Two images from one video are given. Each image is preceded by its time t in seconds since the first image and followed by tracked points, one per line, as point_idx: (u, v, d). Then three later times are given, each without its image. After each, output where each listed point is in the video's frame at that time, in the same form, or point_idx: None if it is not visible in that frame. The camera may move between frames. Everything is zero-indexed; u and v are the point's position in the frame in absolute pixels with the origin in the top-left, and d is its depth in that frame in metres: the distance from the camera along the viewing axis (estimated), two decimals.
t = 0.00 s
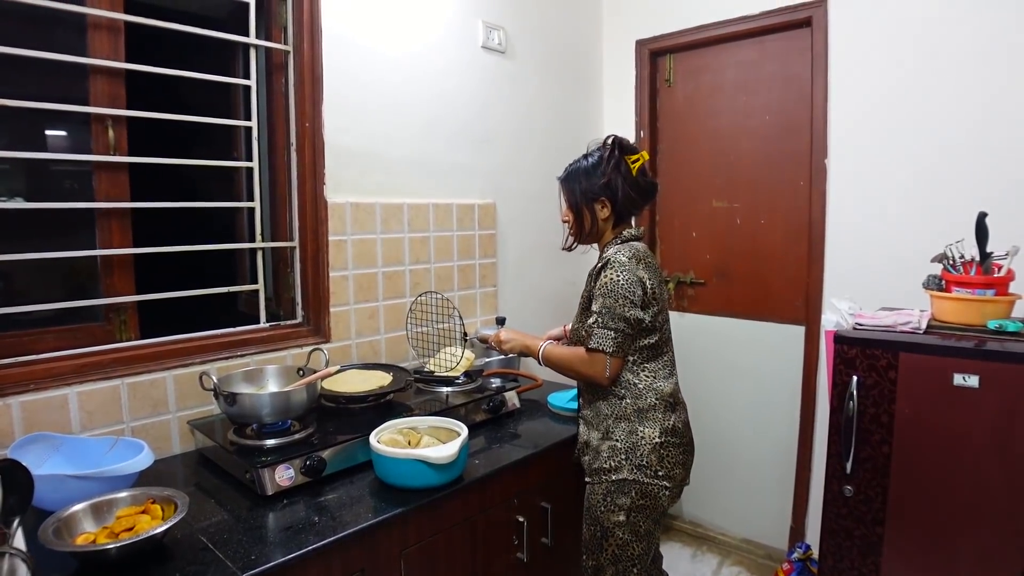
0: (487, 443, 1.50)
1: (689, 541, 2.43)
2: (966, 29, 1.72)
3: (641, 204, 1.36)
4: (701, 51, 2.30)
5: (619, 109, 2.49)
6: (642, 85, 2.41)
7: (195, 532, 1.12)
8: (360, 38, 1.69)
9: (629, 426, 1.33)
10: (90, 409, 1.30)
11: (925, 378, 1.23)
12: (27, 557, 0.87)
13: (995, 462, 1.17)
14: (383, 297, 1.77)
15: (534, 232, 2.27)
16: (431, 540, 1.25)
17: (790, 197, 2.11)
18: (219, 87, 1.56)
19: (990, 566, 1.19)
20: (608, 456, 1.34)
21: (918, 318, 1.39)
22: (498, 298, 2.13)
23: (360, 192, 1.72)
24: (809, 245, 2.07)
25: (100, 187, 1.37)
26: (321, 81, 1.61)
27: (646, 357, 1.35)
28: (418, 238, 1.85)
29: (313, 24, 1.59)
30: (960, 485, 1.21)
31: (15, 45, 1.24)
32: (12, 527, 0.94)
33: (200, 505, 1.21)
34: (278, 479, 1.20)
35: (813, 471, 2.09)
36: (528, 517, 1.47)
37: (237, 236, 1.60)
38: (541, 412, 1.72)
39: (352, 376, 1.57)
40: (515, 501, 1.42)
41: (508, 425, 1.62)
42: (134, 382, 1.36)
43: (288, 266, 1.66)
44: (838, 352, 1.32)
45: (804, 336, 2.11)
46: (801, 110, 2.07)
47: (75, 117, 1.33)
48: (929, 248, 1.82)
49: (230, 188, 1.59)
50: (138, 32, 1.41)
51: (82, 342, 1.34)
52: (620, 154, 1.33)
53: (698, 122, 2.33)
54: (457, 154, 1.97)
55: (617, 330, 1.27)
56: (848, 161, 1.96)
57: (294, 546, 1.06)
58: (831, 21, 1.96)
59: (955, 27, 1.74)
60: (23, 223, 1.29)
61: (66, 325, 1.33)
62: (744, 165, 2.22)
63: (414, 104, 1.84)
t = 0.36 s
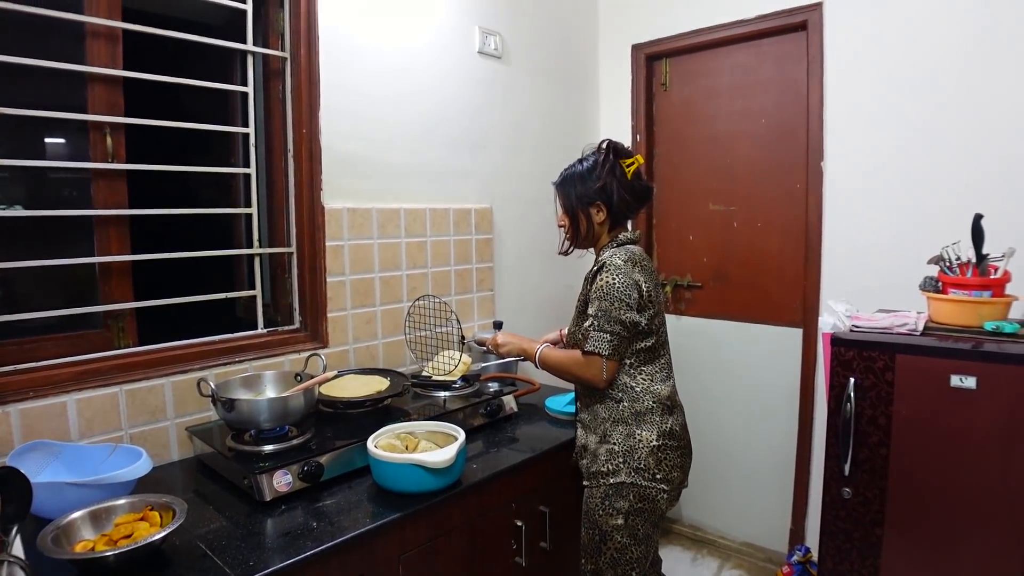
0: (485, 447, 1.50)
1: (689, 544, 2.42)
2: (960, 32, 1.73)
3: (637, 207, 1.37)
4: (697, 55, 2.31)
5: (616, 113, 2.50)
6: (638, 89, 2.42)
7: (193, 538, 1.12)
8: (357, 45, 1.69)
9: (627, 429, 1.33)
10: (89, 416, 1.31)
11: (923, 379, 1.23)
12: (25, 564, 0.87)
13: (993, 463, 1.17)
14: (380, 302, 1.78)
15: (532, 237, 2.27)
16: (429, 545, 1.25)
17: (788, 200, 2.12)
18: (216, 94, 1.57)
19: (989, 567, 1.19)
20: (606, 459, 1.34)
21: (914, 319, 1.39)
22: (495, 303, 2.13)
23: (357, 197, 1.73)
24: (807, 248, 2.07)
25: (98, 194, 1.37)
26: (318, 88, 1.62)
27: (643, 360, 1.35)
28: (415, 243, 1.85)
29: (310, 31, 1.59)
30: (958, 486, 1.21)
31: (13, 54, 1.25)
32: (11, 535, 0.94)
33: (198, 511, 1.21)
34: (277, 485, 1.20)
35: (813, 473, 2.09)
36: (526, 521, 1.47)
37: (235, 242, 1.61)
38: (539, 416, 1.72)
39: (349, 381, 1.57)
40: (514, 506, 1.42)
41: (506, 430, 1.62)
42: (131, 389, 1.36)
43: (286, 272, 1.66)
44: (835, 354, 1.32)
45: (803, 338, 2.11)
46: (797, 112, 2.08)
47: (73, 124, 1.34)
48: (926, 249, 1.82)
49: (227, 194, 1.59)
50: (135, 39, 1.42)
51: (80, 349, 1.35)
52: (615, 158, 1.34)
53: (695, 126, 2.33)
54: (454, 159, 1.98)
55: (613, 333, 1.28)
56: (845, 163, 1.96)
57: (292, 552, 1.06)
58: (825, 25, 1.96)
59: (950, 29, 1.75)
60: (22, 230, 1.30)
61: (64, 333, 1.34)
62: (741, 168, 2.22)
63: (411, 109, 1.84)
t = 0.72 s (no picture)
0: (485, 451, 1.49)
1: (688, 549, 2.42)
2: (960, 39, 1.74)
3: (640, 211, 1.37)
4: (698, 60, 2.31)
5: (617, 116, 2.50)
6: (639, 93, 2.42)
7: (192, 540, 1.11)
8: (359, 46, 1.69)
9: (627, 433, 1.33)
10: (87, 416, 1.30)
11: (923, 386, 1.23)
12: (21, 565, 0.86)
13: (994, 471, 1.17)
14: (381, 304, 1.77)
15: (532, 239, 2.27)
16: (428, 549, 1.25)
17: (788, 205, 2.12)
18: (218, 95, 1.57)
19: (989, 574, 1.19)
20: (607, 463, 1.34)
21: (915, 325, 1.40)
22: (496, 305, 2.13)
23: (358, 199, 1.72)
24: (807, 252, 2.08)
25: (98, 195, 1.37)
26: (320, 89, 1.62)
27: (644, 364, 1.35)
28: (416, 245, 1.85)
29: (311, 32, 1.59)
30: (958, 493, 1.21)
31: (14, 54, 1.25)
32: (8, 536, 0.93)
33: (196, 513, 1.21)
34: (276, 487, 1.19)
35: (812, 478, 2.09)
36: (526, 524, 1.46)
37: (235, 244, 1.60)
38: (539, 419, 1.72)
39: (350, 383, 1.57)
40: (513, 509, 1.42)
41: (506, 433, 1.62)
42: (130, 390, 1.35)
43: (287, 273, 1.66)
44: (835, 359, 1.32)
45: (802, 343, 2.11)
46: (797, 118, 2.08)
47: (73, 124, 1.34)
48: (926, 256, 1.82)
49: (228, 195, 1.59)
50: (137, 39, 1.41)
51: (78, 350, 1.34)
52: (618, 162, 1.34)
53: (695, 130, 2.34)
54: (455, 162, 1.98)
55: (608, 336, 1.28)
56: (845, 169, 1.96)
57: (291, 555, 1.05)
58: (826, 31, 1.97)
59: (950, 37, 1.76)
60: (21, 230, 1.29)
61: (63, 333, 1.33)
62: (741, 172, 2.23)
63: (413, 111, 1.84)
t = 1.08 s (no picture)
0: (490, 451, 1.49)
1: (693, 551, 2.41)
2: (969, 40, 1.73)
3: (646, 216, 1.37)
4: (704, 60, 2.31)
5: (623, 117, 2.50)
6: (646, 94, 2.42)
7: (198, 540, 1.11)
8: (365, 48, 1.69)
9: (632, 435, 1.32)
10: (94, 416, 1.31)
11: (932, 388, 1.22)
12: (29, 565, 0.85)
13: (1003, 474, 1.16)
14: (387, 305, 1.77)
15: (538, 240, 2.27)
16: (433, 550, 1.25)
17: (794, 206, 2.11)
18: (225, 95, 1.57)
19: None
20: (611, 464, 1.33)
21: (923, 327, 1.39)
22: (501, 306, 2.13)
23: (364, 200, 1.73)
24: (814, 254, 2.07)
25: (106, 195, 1.37)
26: (327, 90, 1.62)
27: (649, 364, 1.34)
28: (422, 246, 1.85)
29: (319, 33, 1.60)
30: (967, 496, 1.20)
31: (23, 56, 1.26)
32: (15, 535, 0.93)
33: (203, 513, 1.21)
34: (282, 488, 1.19)
35: (819, 481, 2.08)
36: (531, 526, 1.46)
37: (242, 244, 1.61)
38: (544, 420, 1.72)
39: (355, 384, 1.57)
40: (519, 511, 1.42)
41: (512, 434, 1.61)
42: (137, 390, 1.36)
43: (292, 274, 1.66)
44: (843, 361, 1.32)
45: (809, 344, 2.10)
46: (805, 119, 2.07)
47: (82, 125, 1.34)
48: (934, 257, 1.81)
49: (235, 196, 1.59)
50: (145, 41, 1.42)
51: (86, 350, 1.35)
52: (630, 164, 1.33)
53: (701, 131, 2.33)
54: (461, 163, 1.98)
55: (612, 335, 1.28)
56: (852, 170, 1.96)
57: (297, 555, 1.06)
58: (834, 31, 1.96)
59: (958, 37, 1.75)
60: (29, 231, 1.30)
61: (71, 333, 1.34)
62: (748, 173, 2.22)
63: (419, 111, 1.84)
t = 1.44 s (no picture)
0: (494, 452, 1.49)
1: (697, 552, 2.41)
2: (975, 40, 1.72)
3: (652, 215, 1.37)
4: (709, 61, 2.30)
5: (627, 117, 2.50)
6: (650, 94, 2.41)
7: (202, 540, 1.12)
8: (370, 48, 1.70)
9: (636, 436, 1.32)
10: (99, 416, 1.31)
11: (938, 390, 1.22)
12: (33, 564, 0.85)
13: (1010, 476, 1.16)
14: (391, 305, 1.77)
15: (542, 241, 2.27)
16: (437, 551, 1.24)
17: (799, 207, 2.11)
18: (230, 96, 1.57)
19: None
20: (615, 466, 1.33)
21: (929, 329, 1.38)
22: (505, 307, 2.13)
23: (368, 201, 1.73)
24: (819, 255, 2.06)
25: (112, 195, 1.38)
26: (331, 90, 1.62)
27: (654, 366, 1.34)
28: (426, 246, 1.84)
29: (324, 33, 1.60)
30: (973, 498, 1.19)
31: (29, 56, 1.26)
32: (20, 535, 0.93)
33: (207, 513, 1.21)
34: (285, 488, 1.19)
35: (823, 482, 2.07)
36: (535, 527, 1.46)
37: (246, 245, 1.61)
38: (548, 421, 1.72)
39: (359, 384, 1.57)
40: (522, 511, 1.42)
41: (516, 434, 1.61)
42: (142, 389, 1.36)
43: (296, 274, 1.66)
44: (848, 363, 1.31)
45: (813, 345, 2.09)
46: (810, 119, 2.07)
47: (87, 125, 1.35)
48: (939, 258, 1.81)
49: (239, 196, 1.59)
50: (150, 41, 1.42)
51: (91, 349, 1.35)
52: (634, 165, 1.33)
53: (705, 131, 2.33)
54: (465, 163, 1.97)
55: (623, 337, 1.26)
56: (857, 171, 1.95)
57: (300, 556, 1.06)
58: (839, 31, 1.96)
59: (965, 37, 1.74)
60: (35, 230, 1.30)
61: (75, 333, 1.34)
62: (752, 174, 2.21)
63: (423, 111, 1.84)
